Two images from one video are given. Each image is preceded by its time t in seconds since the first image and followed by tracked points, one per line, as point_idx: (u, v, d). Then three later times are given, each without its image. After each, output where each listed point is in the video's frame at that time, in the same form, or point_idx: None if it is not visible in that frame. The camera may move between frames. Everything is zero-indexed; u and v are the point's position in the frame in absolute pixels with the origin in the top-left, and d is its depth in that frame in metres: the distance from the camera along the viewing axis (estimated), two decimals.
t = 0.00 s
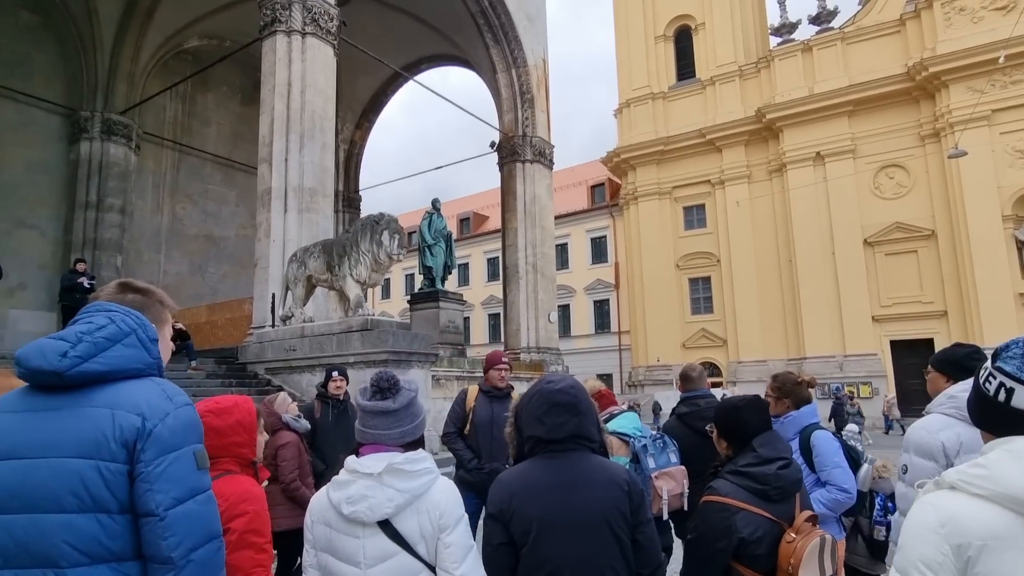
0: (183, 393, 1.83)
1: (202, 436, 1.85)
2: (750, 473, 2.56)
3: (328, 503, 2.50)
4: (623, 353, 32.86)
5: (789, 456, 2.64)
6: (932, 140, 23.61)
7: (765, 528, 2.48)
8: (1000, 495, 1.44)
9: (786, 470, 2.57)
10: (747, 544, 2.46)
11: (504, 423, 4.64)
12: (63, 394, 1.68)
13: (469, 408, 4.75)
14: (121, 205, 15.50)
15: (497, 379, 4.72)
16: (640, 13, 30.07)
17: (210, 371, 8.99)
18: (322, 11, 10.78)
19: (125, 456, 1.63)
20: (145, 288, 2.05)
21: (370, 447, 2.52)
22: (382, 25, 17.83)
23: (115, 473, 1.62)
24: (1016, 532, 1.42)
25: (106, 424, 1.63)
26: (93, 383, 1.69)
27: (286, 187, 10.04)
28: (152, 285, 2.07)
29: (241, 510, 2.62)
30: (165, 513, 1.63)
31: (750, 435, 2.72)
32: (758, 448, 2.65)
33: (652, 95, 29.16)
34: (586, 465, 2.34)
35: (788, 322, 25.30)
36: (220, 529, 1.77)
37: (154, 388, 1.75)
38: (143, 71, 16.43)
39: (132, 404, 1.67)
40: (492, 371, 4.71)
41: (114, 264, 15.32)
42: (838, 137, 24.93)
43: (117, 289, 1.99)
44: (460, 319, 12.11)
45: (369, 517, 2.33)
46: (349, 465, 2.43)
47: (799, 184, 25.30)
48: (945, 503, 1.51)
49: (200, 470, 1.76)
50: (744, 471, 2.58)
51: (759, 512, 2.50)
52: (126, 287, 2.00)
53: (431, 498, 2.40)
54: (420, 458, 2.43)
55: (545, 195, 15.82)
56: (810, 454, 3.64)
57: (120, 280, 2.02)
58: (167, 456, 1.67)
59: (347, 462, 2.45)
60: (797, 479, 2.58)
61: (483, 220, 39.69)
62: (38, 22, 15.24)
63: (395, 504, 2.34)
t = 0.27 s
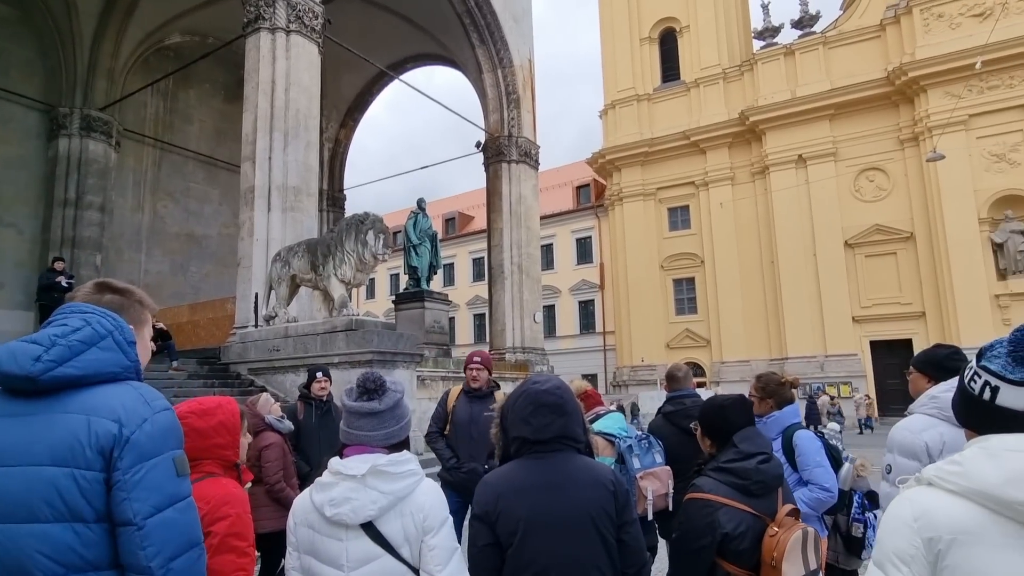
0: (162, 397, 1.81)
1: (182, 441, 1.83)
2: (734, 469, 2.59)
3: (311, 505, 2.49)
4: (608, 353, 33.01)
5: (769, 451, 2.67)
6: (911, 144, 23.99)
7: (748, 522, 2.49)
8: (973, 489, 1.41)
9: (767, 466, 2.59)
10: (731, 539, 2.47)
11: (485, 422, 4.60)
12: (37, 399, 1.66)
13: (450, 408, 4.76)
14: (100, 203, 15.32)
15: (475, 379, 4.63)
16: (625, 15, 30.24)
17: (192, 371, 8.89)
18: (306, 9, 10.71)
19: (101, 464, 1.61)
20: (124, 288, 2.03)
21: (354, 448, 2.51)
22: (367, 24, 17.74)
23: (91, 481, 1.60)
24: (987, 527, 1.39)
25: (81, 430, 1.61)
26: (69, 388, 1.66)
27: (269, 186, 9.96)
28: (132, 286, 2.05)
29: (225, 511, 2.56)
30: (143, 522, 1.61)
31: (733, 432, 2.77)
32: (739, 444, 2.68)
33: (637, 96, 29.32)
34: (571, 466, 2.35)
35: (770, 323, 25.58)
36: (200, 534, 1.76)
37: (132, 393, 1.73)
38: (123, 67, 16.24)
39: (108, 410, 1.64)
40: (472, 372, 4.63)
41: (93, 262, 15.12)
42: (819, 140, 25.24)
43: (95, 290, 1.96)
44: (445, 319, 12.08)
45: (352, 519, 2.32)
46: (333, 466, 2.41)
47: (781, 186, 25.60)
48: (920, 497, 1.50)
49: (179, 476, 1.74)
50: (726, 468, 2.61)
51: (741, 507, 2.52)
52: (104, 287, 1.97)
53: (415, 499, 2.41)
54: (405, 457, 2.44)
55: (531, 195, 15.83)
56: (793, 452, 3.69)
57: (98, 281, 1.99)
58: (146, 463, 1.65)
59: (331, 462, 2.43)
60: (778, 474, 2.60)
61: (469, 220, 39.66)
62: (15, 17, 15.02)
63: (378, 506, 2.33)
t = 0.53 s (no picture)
0: (168, 403, 1.79)
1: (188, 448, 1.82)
2: (716, 468, 2.60)
3: (298, 510, 2.48)
4: (596, 354, 33.10)
5: (752, 450, 2.69)
6: (896, 148, 24.28)
7: (733, 522, 2.51)
8: (944, 488, 1.45)
9: (750, 464, 2.61)
10: (716, 539, 2.49)
11: (458, 422, 4.60)
12: (41, 406, 1.63)
13: (425, 413, 4.79)
14: (85, 203, 15.19)
15: (447, 382, 4.65)
16: (614, 18, 30.40)
17: (178, 372, 8.81)
18: (295, 8, 10.65)
19: (111, 474, 1.60)
20: (129, 287, 2.01)
21: (342, 452, 2.50)
22: (356, 24, 17.70)
23: (100, 491, 1.58)
24: (955, 525, 1.43)
25: (90, 439, 1.59)
26: (75, 395, 1.64)
27: (257, 186, 9.88)
28: (135, 285, 2.03)
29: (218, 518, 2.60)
30: (154, 533, 1.60)
31: (717, 432, 2.79)
32: (722, 444, 2.70)
33: (626, 99, 29.46)
34: (560, 469, 2.35)
35: (757, 324, 25.77)
36: (208, 543, 1.75)
37: (138, 399, 1.71)
38: (109, 65, 16.10)
39: (117, 418, 1.63)
40: (443, 375, 4.63)
41: (77, 262, 14.98)
42: (805, 143, 25.49)
43: (97, 289, 1.93)
44: (434, 321, 12.06)
45: (338, 524, 2.31)
46: (318, 474, 2.40)
47: (769, 189, 25.81)
48: (894, 496, 1.55)
49: (188, 484, 1.73)
50: (710, 467, 2.63)
51: (727, 506, 2.53)
52: (106, 287, 1.95)
53: (403, 504, 2.40)
54: (392, 462, 2.43)
55: (520, 197, 15.83)
56: (780, 454, 3.71)
57: (99, 280, 1.96)
58: (155, 473, 1.64)
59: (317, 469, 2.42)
60: (762, 472, 2.62)
61: (458, 221, 39.64)
62: None
63: (365, 511, 2.32)
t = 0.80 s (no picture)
0: (183, 412, 1.77)
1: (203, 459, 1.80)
2: (708, 470, 2.60)
3: (295, 511, 2.47)
4: (589, 356, 33.15)
5: (743, 451, 2.69)
6: (886, 151, 24.47)
7: (725, 524, 2.51)
8: (915, 490, 1.51)
9: (741, 465, 2.61)
10: (708, 541, 2.49)
11: (438, 427, 4.62)
12: (55, 418, 1.62)
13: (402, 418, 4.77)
14: (75, 203, 15.11)
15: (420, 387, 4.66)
16: (607, 21, 30.50)
17: (169, 374, 8.75)
18: (288, 9, 10.61)
19: (124, 488, 1.59)
20: (147, 294, 2.01)
21: (341, 452, 2.49)
22: (349, 24, 17.66)
23: (112, 505, 1.57)
24: (925, 526, 1.48)
25: (102, 452, 1.58)
26: (88, 406, 1.63)
27: (250, 187, 9.83)
28: (153, 292, 2.02)
29: (223, 519, 2.64)
30: (166, 548, 1.58)
31: (708, 433, 2.78)
32: (713, 445, 2.69)
33: (619, 101, 29.54)
34: (555, 471, 2.35)
35: (750, 326, 25.88)
36: (223, 555, 1.73)
37: (151, 410, 1.69)
38: (99, 65, 16.02)
39: (129, 430, 1.61)
40: (417, 378, 4.64)
41: (66, 263, 14.89)
42: (797, 146, 25.65)
43: (117, 297, 1.94)
44: (427, 322, 12.04)
45: (336, 525, 2.29)
46: (317, 471, 2.38)
47: (761, 191, 25.95)
48: (870, 499, 1.60)
49: (202, 496, 1.71)
50: (701, 469, 2.63)
51: (717, 508, 2.53)
52: (125, 294, 1.95)
53: (401, 506, 2.38)
54: (391, 463, 2.40)
55: (514, 199, 15.82)
56: (776, 456, 3.72)
57: (119, 286, 1.96)
58: (168, 486, 1.62)
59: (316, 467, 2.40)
60: (753, 473, 2.62)
61: (451, 223, 39.61)
62: None
63: (363, 513, 2.30)
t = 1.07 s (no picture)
0: (189, 417, 1.75)
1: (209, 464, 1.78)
2: (705, 473, 2.61)
3: (294, 514, 2.46)
4: (586, 358, 33.18)
5: (739, 454, 2.70)
6: (881, 155, 24.59)
7: (721, 526, 2.52)
8: (877, 494, 1.61)
9: (737, 469, 2.62)
10: (704, 544, 2.49)
11: (429, 429, 4.60)
12: (60, 421, 1.62)
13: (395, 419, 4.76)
14: (70, 204, 15.07)
15: (411, 391, 4.65)
16: (605, 24, 30.58)
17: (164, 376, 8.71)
18: (286, 10, 10.60)
19: (124, 494, 1.57)
20: (161, 295, 2.01)
21: (342, 456, 2.49)
22: (347, 26, 17.67)
23: (112, 511, 1.56)
24: (887, 528, 1.59)
25: (104, 458, 1.57)
26: (91, 410, 1.62)
27: (246, 188, 9.80)
28: (167, 294, 2.03)
29: (227, 521, 2.62)
30: (166, 556, 1.56)
31: (704, 436, 2.80)
32: (710, 448, 2.71)
33: (616, 104, 29.61)
34: (554, 473, 2.35)
35: (745, 328, 25.96)
36: (227, 563, 1.70)
37: (155, 414, 1.68)
38: (96, 65, 15.98)
39: (130, 436, 1.60)
40: (407, 380, 4.62)
41: (61, 265, 14.84)
42: (793, 149, 25.76)
43: (129, 299, 1.94)
44: (424, 324, 12.03)
45: (333, 530, 2.29)
46: (316, 476, 2.37)
47: (756, 194, 26.05)
48: (840, 501, 1.70)
49: (206, 503, 1.68)
50: (698, 472, 2.64)
51: (713, 511, 2.54)
52: (139, 296, 1.96)
53: (400, 511, 2.37)
54: (389, 468, 2.39)
55: (511, 201, 15.82)
56: (773, 459, 3.73)
57: (132, 288, 1.98)
58: (169, 493, 1.60)
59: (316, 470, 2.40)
60: (749, 477, 2.63)
61: (448, 225, 39.61)
62: None
63: (361, 517, 2.30)
